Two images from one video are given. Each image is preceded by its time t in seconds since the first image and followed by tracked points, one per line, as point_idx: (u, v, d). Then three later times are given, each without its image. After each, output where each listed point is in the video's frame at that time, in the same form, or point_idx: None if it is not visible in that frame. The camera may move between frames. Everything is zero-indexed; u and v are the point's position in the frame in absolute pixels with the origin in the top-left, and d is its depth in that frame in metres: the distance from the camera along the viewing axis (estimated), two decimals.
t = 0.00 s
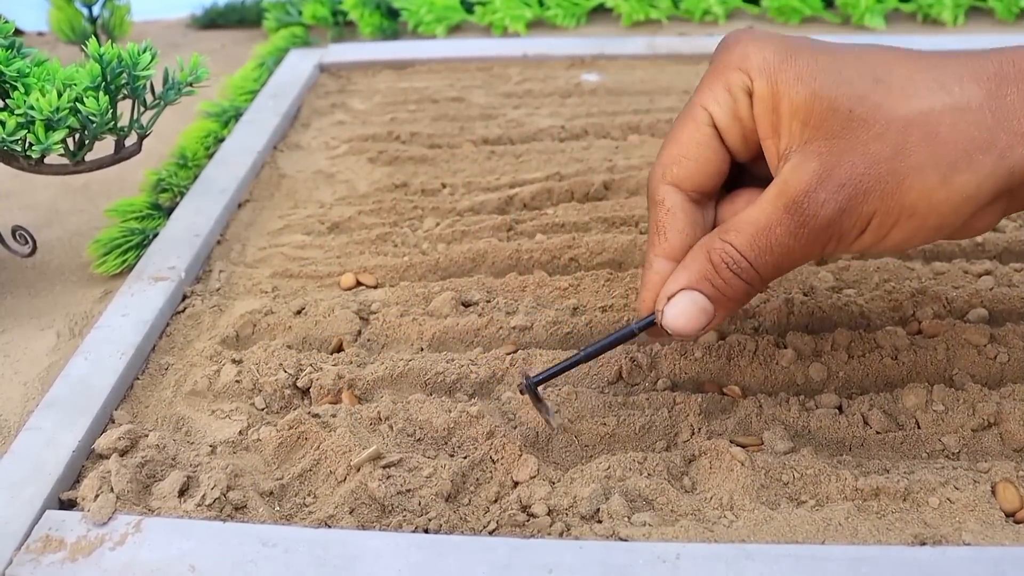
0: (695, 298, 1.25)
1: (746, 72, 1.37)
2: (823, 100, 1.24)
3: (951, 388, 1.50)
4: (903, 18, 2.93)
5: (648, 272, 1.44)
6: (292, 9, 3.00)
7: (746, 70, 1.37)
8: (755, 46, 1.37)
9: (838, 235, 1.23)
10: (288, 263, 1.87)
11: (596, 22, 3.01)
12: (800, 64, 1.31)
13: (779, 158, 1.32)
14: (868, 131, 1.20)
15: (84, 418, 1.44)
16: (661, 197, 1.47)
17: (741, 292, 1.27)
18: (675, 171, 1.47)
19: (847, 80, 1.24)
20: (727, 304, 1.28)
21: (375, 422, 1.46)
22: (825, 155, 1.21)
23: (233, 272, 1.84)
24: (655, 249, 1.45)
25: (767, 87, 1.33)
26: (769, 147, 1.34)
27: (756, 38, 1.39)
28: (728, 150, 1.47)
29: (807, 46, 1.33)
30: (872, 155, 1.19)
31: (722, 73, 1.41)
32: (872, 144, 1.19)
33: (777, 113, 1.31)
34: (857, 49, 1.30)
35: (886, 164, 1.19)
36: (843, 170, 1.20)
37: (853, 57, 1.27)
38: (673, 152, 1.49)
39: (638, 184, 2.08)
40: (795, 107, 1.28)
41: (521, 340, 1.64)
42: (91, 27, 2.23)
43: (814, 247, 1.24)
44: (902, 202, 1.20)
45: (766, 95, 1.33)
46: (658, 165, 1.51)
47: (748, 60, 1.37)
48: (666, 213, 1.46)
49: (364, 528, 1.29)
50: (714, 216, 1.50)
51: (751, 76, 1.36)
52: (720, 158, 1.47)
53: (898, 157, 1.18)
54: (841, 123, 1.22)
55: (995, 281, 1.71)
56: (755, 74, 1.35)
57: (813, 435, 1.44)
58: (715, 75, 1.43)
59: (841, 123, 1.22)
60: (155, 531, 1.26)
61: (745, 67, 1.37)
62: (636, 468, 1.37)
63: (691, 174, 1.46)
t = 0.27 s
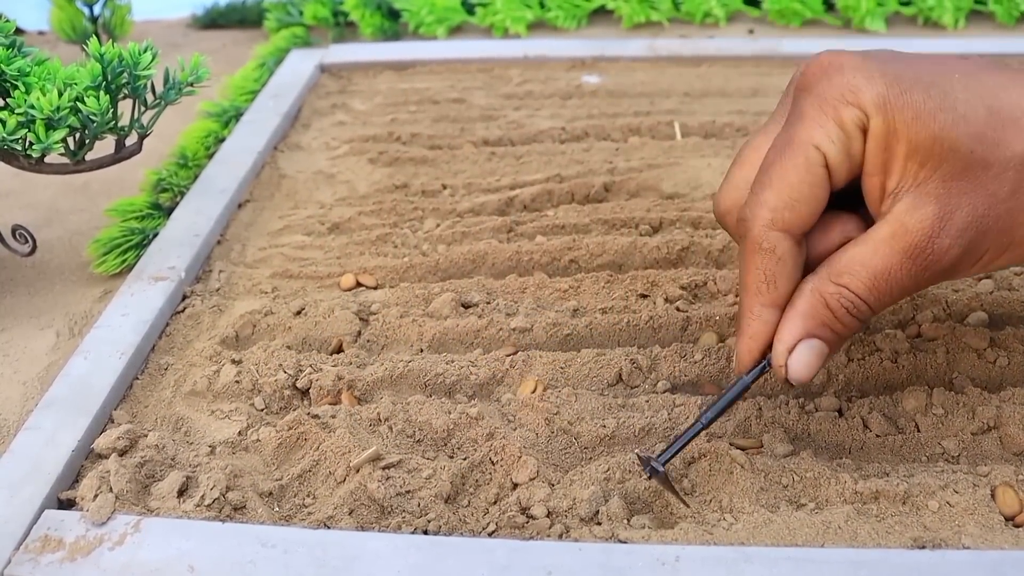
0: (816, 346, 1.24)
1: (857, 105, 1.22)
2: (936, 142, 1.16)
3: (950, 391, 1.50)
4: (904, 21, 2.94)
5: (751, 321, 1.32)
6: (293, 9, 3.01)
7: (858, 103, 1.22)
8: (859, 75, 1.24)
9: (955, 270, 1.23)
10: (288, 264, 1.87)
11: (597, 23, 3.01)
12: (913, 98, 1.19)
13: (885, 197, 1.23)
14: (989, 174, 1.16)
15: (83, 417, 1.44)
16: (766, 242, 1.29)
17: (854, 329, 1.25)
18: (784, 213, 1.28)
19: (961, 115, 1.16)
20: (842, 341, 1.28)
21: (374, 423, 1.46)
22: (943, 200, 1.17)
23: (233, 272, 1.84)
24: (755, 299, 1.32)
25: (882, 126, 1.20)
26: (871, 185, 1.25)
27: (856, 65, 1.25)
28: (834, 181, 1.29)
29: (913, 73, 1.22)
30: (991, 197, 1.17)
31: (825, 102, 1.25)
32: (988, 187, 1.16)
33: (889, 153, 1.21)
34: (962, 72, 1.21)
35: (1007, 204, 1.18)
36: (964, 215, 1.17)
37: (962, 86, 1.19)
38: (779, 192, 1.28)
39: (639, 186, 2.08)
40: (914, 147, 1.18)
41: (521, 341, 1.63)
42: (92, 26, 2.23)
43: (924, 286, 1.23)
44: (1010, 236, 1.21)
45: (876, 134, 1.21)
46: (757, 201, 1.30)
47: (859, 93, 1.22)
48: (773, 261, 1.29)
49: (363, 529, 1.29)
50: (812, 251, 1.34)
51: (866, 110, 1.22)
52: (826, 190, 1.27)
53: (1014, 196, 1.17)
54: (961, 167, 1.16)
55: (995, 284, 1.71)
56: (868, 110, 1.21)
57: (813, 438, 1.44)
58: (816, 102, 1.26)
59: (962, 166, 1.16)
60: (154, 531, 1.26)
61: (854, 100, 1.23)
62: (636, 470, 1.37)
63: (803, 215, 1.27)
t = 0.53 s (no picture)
0: (859, 316, 1.29)
1: (894, 91, 1.27)
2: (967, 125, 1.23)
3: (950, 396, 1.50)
4: (905, 26, 2.94)
5: (797, 297, 1.36)
6: (295, 11, 3.02)
7: (897, 90, 1.27)
8: (896, 63, 1.29)
9: (989, 242, 1.30)
10: (290, 265, 1.87)
11: (598, 27, 3.02)
12: (949, 84, 1.25)
13: (921, 177, 1.29)
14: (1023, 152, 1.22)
15: (84, 418, 1.44)
16: (809, 223, 1.33)
17: (894, 299, 1.31)
18: (827, 195, 1.31)
19: (995, 99, 1.22)
20: (882, 310, 1.33)
21: (375, 425, 1.46)
22: (979, 177, 1.23)
23: (234, 274, 1.84)
24: (800, 276, 1.35)
25: (920, 111, 1.25)
26: (908, 166, 1.30)
27: (893, 54, 1.31)
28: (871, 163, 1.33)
29: (947, 60, 1.27)
30: None
31: (864, 89, 1.30)
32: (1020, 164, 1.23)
33: (926, 136, 1.26)
34: (995, 56, 1.27)
35: None
36: (998, 191, 1.23)
37: (994, 69, 1.25)
38: (822, 174, 1.31)
39: (640, 190, 2.09)
40: (951, 130, 1.24)
41: (522, 344, 1.64)
42: (94, 27, 2.24)
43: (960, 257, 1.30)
44: None
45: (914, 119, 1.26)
46: (799, 183, 1.33)
47: (897, 80, 1.27)
48: (817, 240, 1.33)
49: (364, 531, 1.29)
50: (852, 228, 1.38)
51: (903, 96, 1.26)
52: (866, 172, 1.30)
53: None
54: (995, 147, 1.22)
55: (995, 289, 1.71)
56: (906, 96, 1.26)
57: (813, 442, 1.44)
58: (855, 90, 1.31)
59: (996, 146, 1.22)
60: (156, 531, 1.26)
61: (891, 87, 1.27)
62: (636, 473, 1.37)
63: (846, 197, 1.30)
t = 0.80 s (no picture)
0: (821, 286, 1.34)
1: (877, 75, 1.40)
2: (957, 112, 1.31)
3: (950, 399, 1.51)
4: (905, 29, 2.95)
5: (771, 261, 1.46)
6: (296, 12, 3.01)
7: (880, 75, 1.40)
8: (884, 51, 1.41)
9: (955, 233, 1.34)
10: (290, 267, 1.88)
11: (599, 29, 3.02)
12: (929, 73, 1.36)
13: (901, 161, 1.38)
14: (993, 143, 1.30)
15: (85, 419, 1.44)
16: (789, 189, 1.47)
17: (860, 280, 1.36)
18: (807, 165, 1.46)
19: (970, 90, 1.32)
20: (849, 291, 1.37)
21: (375, 427, 1.47)
22: (950, 162, 1.31)
23: (235, 275, 1.84)
24: (776, 242, 1.46)
25: (898, 93, 1.37)
26: (891, 149, 1.40)
27: (887, 44, 1.42)
28: (855, 147, 1.46)
29: (934, 54, 1.39)
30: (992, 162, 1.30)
31: (853, 73, 1.44)
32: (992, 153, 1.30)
33: (903, 117, 1.37)
34: (980, 57, 1.37)
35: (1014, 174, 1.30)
36: (966, 176, 1.30)
37: (977, 67, 1.35)
38: (805, 147, 1.47)
39: (640, 193, 2.09)
40: (925, 114, 1.34)
41: (522, 346, 1.64)
42: (96, 28, 2.24)
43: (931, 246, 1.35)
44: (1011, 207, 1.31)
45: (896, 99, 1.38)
46: (786, 155, 1.49)
47: (881, 66, 1.40)
48: (793, 206, 1.45)
49: (364, 533, 1.29)
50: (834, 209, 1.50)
51: (885, 80, 1.39)
52: (848, 152, 1.46)
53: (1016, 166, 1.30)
54: (968, 135, 1.30)
55: (995, 292, 1.71)
56: (886, 79, 1.39)
57: (813, 444, 1.43)
58: (845, 74, 1.45)
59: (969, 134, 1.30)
60: (156, 532, 1.26)
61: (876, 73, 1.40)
62: (636, 475, 1.37)
63: (823, 169, 1.46)
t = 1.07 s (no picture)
0: (920, 307, 1.27)
1: (967, 79, 1.37)
2: None
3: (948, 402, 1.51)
4: (905, 31, 2.95)
5: (863, 282, 1.39)
6: (296, 13, 3.02)
7: (969, 78, 1.37)
8: (972, 53, 1.38)
9: None
10: (289, 268, 1.88)
11: (598, 31, 3.03)
12: None
13: (1000, 167, 1.36)
14: None
15: (83, 419, 1.45)
16: (876, 205, 1.41)
17: (961, 299, 1.29)
18: (893, 178, 1.41)
19: None
20: (949, 311, 1.31)
21: (374, 428, 1.47)
22: None
23: (234, 276, 1.84)
24: (867, 261, 1.40)
25: (992, 95, 1.35)
26: (986, 155, 1.38)
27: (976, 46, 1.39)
28: (943, 155, 1.42)
29: None
30: None
31: (937, 76, 1.40)
32: None
33: (998, 121, 1.35)
34: None
35: None
36: None
37: None
38: (890, 158, 1.42)
39: (639, 194, 2.09)
40: None
41: (521, 347, 1.64)
42: (95, 28, 2.24)
43: None
44: None
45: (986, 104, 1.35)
46: (869, 168, 1.44)
47: (970, 68, 1.37)
48: (882, 223, 1.40)
49: (362, 534, 1.29)
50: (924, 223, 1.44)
51: (974, 83, 1.36)
52: (937, 161, 1.41)
53: None
54: None
55: (993, 294, 1.71)
56: (979, 82, 1.36)
57: (811, 446, 1.44)
58: (929, 78, 1.42)
59: None
60: (154, 533, 1.26)
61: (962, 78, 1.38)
62: (634, 477, 1.37)
63: (911, 180, 1.40)
